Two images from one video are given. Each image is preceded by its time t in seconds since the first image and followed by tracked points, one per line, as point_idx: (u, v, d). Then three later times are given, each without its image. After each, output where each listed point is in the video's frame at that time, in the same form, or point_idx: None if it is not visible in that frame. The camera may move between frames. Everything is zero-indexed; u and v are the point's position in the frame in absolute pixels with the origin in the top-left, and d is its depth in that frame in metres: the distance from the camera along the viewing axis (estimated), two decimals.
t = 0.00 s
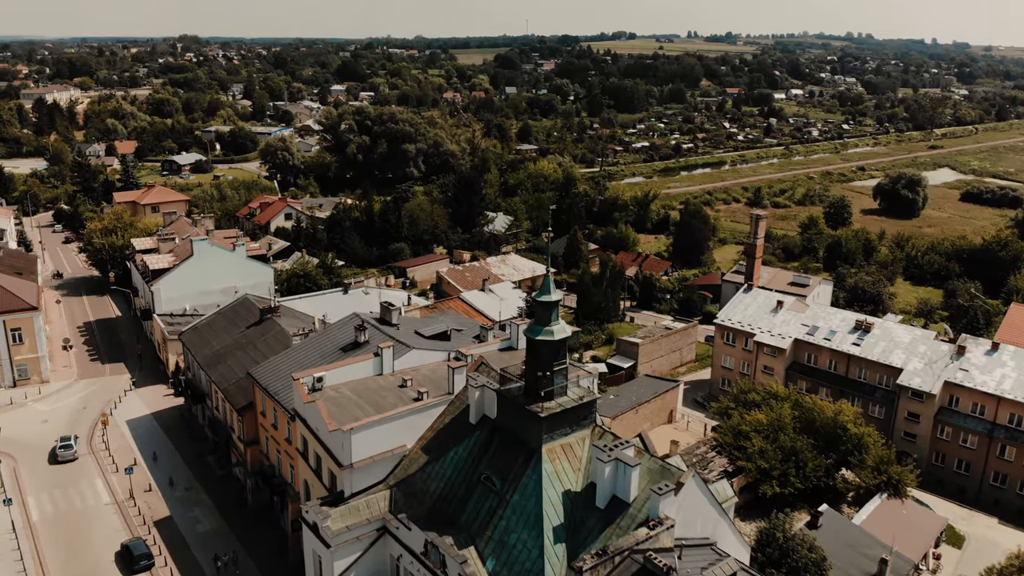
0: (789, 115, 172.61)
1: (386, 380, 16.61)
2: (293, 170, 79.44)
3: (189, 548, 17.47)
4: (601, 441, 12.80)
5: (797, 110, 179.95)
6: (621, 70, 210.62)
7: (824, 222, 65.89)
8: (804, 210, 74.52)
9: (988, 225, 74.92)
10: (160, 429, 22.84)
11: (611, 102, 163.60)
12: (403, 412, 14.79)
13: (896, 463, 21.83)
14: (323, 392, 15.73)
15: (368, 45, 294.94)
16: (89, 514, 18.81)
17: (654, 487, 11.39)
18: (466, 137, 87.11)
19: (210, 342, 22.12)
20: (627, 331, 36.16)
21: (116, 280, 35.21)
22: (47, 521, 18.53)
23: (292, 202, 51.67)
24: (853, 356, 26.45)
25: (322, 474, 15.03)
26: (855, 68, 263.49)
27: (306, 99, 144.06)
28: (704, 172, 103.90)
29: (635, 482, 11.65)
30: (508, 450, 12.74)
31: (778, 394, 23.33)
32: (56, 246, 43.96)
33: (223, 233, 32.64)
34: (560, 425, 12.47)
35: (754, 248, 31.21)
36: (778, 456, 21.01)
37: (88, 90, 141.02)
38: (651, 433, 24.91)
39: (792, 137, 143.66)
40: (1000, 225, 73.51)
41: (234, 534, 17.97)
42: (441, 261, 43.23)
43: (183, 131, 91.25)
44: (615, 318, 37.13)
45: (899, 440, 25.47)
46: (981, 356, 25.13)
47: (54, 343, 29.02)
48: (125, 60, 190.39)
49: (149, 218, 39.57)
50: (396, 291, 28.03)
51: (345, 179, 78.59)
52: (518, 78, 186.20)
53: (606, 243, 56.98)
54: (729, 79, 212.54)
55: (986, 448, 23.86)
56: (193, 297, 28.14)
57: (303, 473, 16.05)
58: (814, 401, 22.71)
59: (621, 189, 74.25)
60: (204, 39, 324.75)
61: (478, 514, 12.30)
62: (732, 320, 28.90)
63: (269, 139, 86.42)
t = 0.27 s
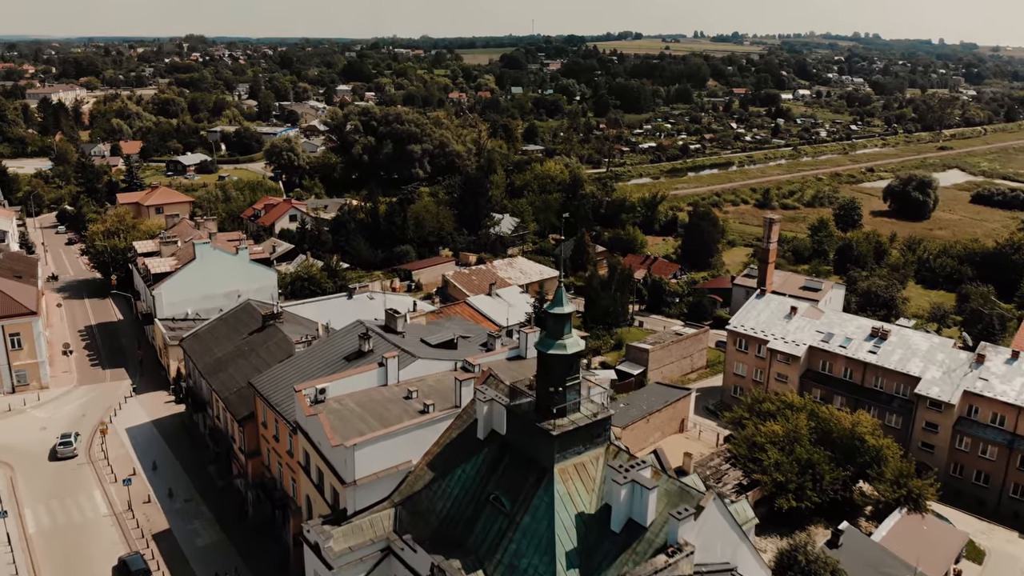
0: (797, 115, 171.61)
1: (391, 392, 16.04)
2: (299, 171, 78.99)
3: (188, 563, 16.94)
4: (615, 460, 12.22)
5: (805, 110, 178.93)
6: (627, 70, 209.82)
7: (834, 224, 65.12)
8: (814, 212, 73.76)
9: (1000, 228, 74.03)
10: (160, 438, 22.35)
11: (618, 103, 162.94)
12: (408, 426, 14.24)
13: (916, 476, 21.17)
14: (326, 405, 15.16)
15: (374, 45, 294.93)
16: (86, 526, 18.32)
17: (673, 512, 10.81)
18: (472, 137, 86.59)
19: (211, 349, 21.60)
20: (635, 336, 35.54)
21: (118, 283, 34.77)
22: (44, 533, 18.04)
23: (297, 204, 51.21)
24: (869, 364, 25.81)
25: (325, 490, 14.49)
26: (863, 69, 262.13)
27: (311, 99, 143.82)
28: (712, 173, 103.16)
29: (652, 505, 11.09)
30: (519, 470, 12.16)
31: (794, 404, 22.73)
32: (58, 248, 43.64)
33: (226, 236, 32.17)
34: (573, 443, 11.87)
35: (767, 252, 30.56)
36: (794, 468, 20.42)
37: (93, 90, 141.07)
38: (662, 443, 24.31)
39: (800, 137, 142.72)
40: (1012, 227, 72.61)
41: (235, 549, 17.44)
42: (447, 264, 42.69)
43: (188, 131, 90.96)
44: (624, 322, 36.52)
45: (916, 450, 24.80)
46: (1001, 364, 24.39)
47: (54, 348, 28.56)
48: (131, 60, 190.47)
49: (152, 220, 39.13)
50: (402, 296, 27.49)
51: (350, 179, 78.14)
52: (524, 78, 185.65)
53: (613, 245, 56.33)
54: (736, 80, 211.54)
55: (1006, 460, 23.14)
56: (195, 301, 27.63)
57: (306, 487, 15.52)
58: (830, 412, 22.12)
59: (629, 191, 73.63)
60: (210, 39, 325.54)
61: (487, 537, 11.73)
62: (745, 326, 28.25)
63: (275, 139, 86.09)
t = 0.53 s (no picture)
0: (804, 116, 170.67)
1: (395, 404, 15.48)
2: (304, 171, 78.61)
3: None
4: (630, 481, 11.64)
5: (812, 110, 177.97)
6: (633, 70, 209.07)
7: (844, 226, 64.37)
8: (823, 214, 73.00)
9: (1012, 230, 73.17)
10: (160, 446, 21.86)
11: (624, 103, 162.26)
12: (413, 442, 13.69)
13: (937, 490, 20.50)
14: (328, 419, 14.58)
15: (380, 45, 294.81)
16: (83, 539, 17.82)
17: (694, 538, 10.25)
18: (478, 138, 86.10)
19: (211, 356, 21.05)
20: (644, 341, 34.92)
21: (120, 286, 34.34)
22: (39, 546, 17.56)
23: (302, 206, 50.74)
24: (885, 373, 25.18)
25: (327, 508, 13.95)
26: (870, 69, 260.85)
27: (317, 99, 143.63)
28: (719, 174, 102.43)
29: (671, 530, 10.52)
30: (529, 491, 11.59)
31: (810, 414, 22.14)
32: (61, 250, 43.28)
33: (229, 239, 31.72)
34: (586, 464, 11.29)
35: (780, 257, 29.94)
36: (812, 482, 19.82)
37: (99, 90, 141.13)
38: (672, 452, 23.70)
39: (808, 138, 141.77)
40: None
41: (235, 563, 16.92)
42: (453, 266, 42.13)
43: (193, 131, 90.68)
44: (633, 326, 35.91)
45: (934, 461, 24.16)
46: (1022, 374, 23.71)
47: (54, 353, 28.13)
48: (136, 60, 190.80)
49: (155, 222, 38.69)
50: (407, 301, 26.94)
51: (355, 180, 77.71)
52: (530, 78, 185.14)
53: (621, 247, 55.68)
54: (743, 80, 210.59)
55: None
56: (197, 305, 27.16)
57: (307, 503, 14.98)
58: (848, 424, 21.53)
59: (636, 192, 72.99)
60: (217, 38, 326.68)
61: (495, 562, 11.19)
62: (757, 333, 27.64)
63: (280, 140, 85.73)
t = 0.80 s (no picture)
0: (812, 116, 169.68)
1: (400, 418, 14.91)
2: (309, 172, 78.01)
3: None
4: (648, 506, 11.03)
5: (820, 111, 176.99)
6: (639, 70, 208.34)
7: (854, 228, 63.61)
8: (833, 216, 72.21)
9: None
10: (159, 456, 21.36)
11: (631, 103, 161.57)
12: (418, 459, 13.11)
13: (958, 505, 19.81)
14: (330, 433, 14.05)
15: (385, 45, 294.72)
16: (78, 553, 17.30)
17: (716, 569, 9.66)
18: (484, 139, 85.59)
19: (211, 364, 20.52)
20: (653, 347, 34.29)
21: (121, 289, 33.88)
22: (33, 561, 17.05)
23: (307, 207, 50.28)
24: (902, 382, 24.50)
25: (328, 528, 13.39)
26: (877, 69, 259.57)
27: (322, 100, 143.47)
28: (727, 175, 101.67)
29: (691, 560, 9.93)
30: (540, 515, 11.01)
31: (826, 425, 21.54)
32: (63, 252, 42.91)
33: (231, 242, 31.22)
34: (601, 487, 10.69)
35: (794, 262, 29.32)
36: (829, 496, 19.19)
37: (105, 90, 141.19)
38: (684, 463, 23.10)
39: (816, 139, 140.79)
40: None
41: None
42: (459, 269, 41.54)
43: (198, 131, 90.36)
44: (641, 331, 35.28)
45: (954, 474, 23.46)
46: None
47: (54, 359, 27.67)
48: (142, 60, 191.04)
49: (158, 225, 38.23)
50: (413, 307, 26.35)
51: (361, 181, 77.28)
52: (536, 79, 184.64)
53: (628, 249, 55.01)
54: (750, 80, 209.61)
55: None
56: (199, 310, 26.66)
57: (308, 521, 14.43)
58: (866, 436, 20.93)
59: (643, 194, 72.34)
60: (223, 38, 327.27)
61: None
62: (771, 340, 27.01)
63: (285, 140, 85.36)
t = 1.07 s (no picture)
0: (819, 117, 168.66)
1: (405, 433, 14.32)
2: (314, 173, 77.22)
3: None
4: (665, 533, 10.70)
5: (827, 111, 175.91)
6: (645, 70, 207.59)
7: (865, 231, 62.82)
8: (842, 218, 71.42)
9: None
10: (158, 467, 20.83)
11: (637, 103, 160.81)
12: (423, 478, 12.55)
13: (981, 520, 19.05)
14: (332, 450, 13.47)
15: (390, 45, 294.45)
16: (73, 569, 16.78)
17: None
18: (490, 140, 85.10)
19: (211, 373, 19.96)
20: (663, 353, 33.63)
21: (122, 293, 33.40)
22: None
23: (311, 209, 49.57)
24: (921, 392, 23.82)
25: (329, 550, 12.82)
26: (885, 69, 258.16)
27: (328, 100, 143.24)
28: (734, 176, 100.90)
29: None
30: (552, 541, 10.42)
31: (844, 437, 20.89)
32: (65, 255, 42.48)
33: (234, 246, 30.68)
34: (616, 512, 10.09)
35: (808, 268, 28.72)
36: (848, 512, 18.51)
37: (111, 91, 141.19)
38: (696, 475, 22.49)
39: (824, 139, 139.82)
40: None
41: None
42: (464, 272, 40.93)
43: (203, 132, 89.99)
44: (651, 337, 34.61)
45: (972, 486, 22.74)
46: None
47: (52, 365, 27.14)
48: (148, 60, 191.24)
49: (160, 227, 37.75)
50: (418, 312, 25.73)
51: (366, 182, 76.80)
52: (542, 79, 184.08)
53: (636, 252, 54.33)
54: (757, 80, 208.60)
55: None
56: (200, 316, 26.15)
57: (309, 541, 13.85)
58: (885, 449, 20.31)
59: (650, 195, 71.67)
60: (228, 39, 327.91)
61: None
62: (785, 347, 26.37)
63: (290, 141, 84.94)
